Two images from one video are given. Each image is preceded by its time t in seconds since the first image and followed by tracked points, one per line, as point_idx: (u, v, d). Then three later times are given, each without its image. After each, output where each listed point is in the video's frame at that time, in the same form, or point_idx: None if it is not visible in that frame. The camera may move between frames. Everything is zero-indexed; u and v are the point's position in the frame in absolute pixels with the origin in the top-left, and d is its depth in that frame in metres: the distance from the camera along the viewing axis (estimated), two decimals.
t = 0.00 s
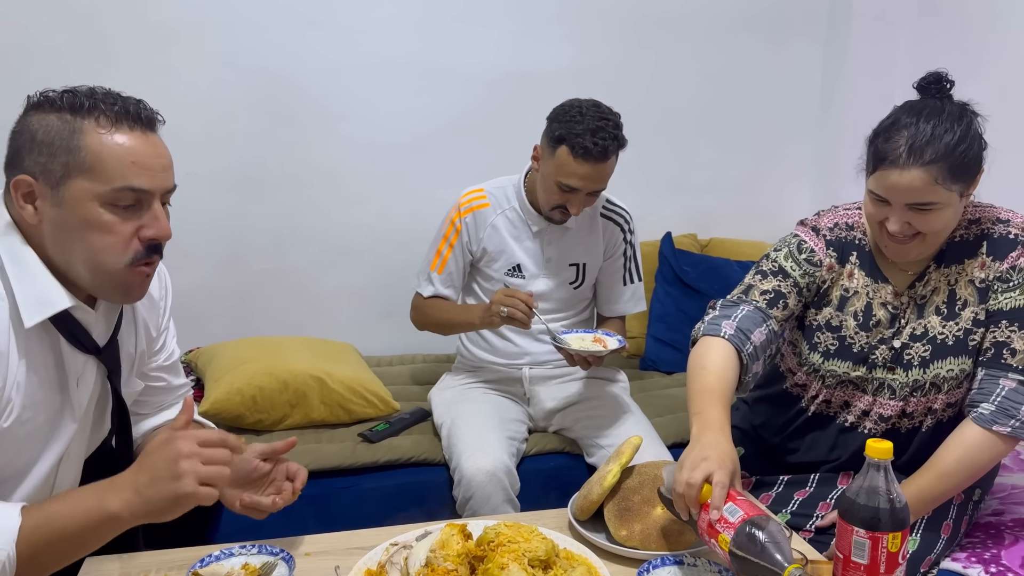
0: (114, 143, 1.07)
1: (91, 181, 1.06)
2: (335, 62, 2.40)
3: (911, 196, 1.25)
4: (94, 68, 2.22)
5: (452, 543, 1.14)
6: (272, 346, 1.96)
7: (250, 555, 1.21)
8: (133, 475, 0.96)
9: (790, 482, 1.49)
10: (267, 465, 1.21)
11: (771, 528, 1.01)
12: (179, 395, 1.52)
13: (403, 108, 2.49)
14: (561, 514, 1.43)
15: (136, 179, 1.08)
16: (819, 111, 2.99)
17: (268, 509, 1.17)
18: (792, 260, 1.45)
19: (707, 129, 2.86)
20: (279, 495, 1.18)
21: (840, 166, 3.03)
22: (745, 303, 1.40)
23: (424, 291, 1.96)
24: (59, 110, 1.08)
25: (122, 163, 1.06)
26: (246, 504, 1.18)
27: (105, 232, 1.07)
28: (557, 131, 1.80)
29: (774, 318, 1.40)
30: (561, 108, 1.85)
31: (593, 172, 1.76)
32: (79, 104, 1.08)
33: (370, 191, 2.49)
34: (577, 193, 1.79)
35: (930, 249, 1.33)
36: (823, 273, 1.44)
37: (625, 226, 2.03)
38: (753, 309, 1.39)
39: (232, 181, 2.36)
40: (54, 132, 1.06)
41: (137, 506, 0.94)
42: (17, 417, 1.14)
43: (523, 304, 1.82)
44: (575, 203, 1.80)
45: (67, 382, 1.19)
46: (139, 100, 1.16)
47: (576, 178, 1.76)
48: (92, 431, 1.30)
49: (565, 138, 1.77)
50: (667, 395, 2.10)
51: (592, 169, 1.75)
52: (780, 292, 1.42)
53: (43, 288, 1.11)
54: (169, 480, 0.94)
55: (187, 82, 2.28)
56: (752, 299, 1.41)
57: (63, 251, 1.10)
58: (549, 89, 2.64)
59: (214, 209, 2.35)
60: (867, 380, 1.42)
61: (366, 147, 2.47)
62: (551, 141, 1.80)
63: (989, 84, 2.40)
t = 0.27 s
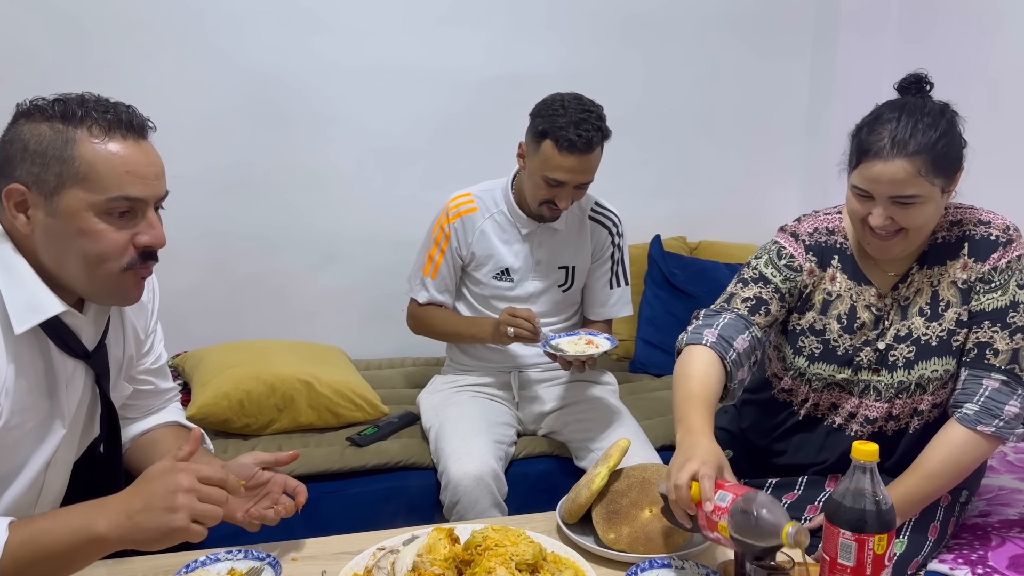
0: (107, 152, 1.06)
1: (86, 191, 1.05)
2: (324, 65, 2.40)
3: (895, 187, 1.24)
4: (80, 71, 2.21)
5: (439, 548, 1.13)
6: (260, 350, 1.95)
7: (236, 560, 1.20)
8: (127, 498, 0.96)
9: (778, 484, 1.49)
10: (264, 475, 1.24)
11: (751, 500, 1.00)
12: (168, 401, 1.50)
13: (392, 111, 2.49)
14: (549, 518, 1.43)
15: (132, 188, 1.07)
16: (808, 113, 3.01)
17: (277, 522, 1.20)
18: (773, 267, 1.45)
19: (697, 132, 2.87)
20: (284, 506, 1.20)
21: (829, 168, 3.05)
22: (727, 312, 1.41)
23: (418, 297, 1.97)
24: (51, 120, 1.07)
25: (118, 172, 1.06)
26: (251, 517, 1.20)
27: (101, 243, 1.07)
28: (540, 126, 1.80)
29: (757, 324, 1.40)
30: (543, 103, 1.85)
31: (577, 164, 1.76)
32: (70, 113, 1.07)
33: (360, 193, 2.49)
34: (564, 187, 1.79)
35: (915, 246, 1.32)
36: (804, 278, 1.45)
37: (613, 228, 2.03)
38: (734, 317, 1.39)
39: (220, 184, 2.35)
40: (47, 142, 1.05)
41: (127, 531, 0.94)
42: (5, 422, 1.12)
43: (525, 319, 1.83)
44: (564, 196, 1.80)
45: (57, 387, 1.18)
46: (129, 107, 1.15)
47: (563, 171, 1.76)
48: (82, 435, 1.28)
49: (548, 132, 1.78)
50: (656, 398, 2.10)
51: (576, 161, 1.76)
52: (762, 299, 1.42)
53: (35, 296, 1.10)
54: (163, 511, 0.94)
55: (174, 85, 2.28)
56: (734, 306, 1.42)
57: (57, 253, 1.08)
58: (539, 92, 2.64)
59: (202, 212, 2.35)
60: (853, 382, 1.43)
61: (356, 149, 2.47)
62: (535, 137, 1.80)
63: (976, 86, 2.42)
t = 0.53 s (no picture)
0: (91, 140, 1.05)
1: (70, 177, 1.05)
2: (315, 66, 2.40)
3: (871, 152, 1.30)
4: (69, 71, 2.20)
5: (431, 548, 1.13)
6: (250, 351, 1.94)
7: (226, 562, 1.19)
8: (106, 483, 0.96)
9: (768, 486, 1.49)
10: (260, 475, 1.26)
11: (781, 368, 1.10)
12: (157, 401, 1.50)
13: (383, 112, 2.49)
14: (541, 518, 1.43)
15: (116, 175, 1.06)
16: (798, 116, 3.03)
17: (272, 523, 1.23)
18: (750, 270, 1.50)
19: (687, 133, 2.88)
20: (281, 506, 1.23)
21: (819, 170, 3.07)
22: (710, 323, 1.48)
23: (411, 302, 1.97)
24: (37, 108, 1.07)
25: (102, 158, 1.05)
26: (246, 516, 1.22)
27: (86, 229, 1.06)
28: (526, 122, 1.80)
29: (740, 327, 1.46)
30: (530, 100, 1.85)
31: (565, 160, 1.77)
32: (55, 102, 1.07)
33: (351, 195, 2.49)
34: (553, 182, 1.80)
35: (892, 224, 1.34)
36: (781, 273, 1.48)
37: (604, 229, 2.04)
38: (718, 325, 1.46)
39: (211, 185, 2.34)
40: (32, 129, 1.05)
41: (108, 515, 0.94)
42: None
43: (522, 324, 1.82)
44: (553, 192, 1.80)
45: (45, 377, 1.19)
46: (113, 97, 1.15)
47: (551, 167, 1.77)
48: (70, 429, 1.29)
49: (534, 129, 1.78)
50: (648, 399, 2.11)
51: (564, 156, 1.76)
52: (741, 302, 1.48)
53: (32, 284, 1.09)
54: (144, 495, 0.95)
55: (164, 86, 2.27)
56: (717, 316, 1.49)
57: (44, 242, 1.08)
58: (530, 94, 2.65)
59: (192, 214, 2.34)
60: (837, 371, 1.43)
61: (347, 150, 2.47)
62: (522, 133, 1.81)
63: (964, 89, 2.45)
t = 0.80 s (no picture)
0: (107, 131, 1.07)
1: (96, 171, 1.06)
2: (311, 64, 2.39)
3: (856, 126, 1.52)
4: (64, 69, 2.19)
5: (428, 546, 1.13)
6: (246, 350, 1.94)
7: (223, 560, 1.20)
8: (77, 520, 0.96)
9: (765, 479, 1.64)
10: (259, 466, 1.28)
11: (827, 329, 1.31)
12: (152, 398, 1.48)
13: (380, 111, 2.49)
14: (539, 516, 1.43)
15: (138, 164, 1.10)
16: (794, 117, 3.04)
17: (273, 512, 1.24)
18: (737, 261, 1.76)
19: (684, 132, 2.89)
20: (282, 495, 1.24)
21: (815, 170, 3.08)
22: (703, 318, 1.79)
23: (403, 301, 1.96)
24: (46, 103, 1.06)
25: (126, 149, 1.08)
26: (247, 507, 1.25)
27: (109, 218, 1.08)
28: (520, 118, 1.80)
29: (726, 321, 1.76)
30: (523, 96, 1.85)
31: (561, 154, 1.77)
32: (62, 95, 1.06)
33: (347, 194, 2.49)
34: (549, 178, 1.80)
35: (875, 198, 1.54)
36: (761, 257, 1.71)
37: (599, 226, 2.05)
38: (708, 321, 1.77)
39: (207, 184, 2.34)
40: (48, 126, 1.04)
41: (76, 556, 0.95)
42: None
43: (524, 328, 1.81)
44: (550, 187, 1.80)
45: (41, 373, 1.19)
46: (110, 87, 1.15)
47: (547, 161, 1.77)
48: (65, 422, 1.29)
49: (529, 124, 1.78)
50: (644, 397, 2.11)
51: (559, 150, 1.76)
52: (723, 296, 1.77)
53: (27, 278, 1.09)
54: (104, 540, 0.93)
55: (160, 84, 2.27)
56: (708, 312, 1.79)
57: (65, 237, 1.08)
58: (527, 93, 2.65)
59: (188, 213, 2.34)
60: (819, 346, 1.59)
61: (343, 149, 2.46)
62: (516, 130, 1.80)
63: (960, 89, 2.46)
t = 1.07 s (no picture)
0: (106, 124, 1.08)
1: (98, 165, 1.06)
2: (310, 62, 2.40)
3: (846, 115, 1.62)
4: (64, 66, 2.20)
5: (426, 542, 1.13)
6: (245, 347, 1.94)
7: (222, 556, 1.21)
8: (88, 545, 1.00)
9: (765, 476, 1.63)
10: (260, 462, 1.28)
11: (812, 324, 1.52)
12: (150, 394, 1.50)
13: (379, 109, 2.49)
14: (537, 513, 1.44)
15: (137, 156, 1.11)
16: (793, 114, 3.04)
17: (275, 510, 1.21)
18: (735, 254, 1.88)
19: (683, 131, 2.89)
20: (282, 492, 1.20)
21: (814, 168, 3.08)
22: (704, 309, 1.92)
23: (404, 301, 1.96)
24: (42, 97, 1.05)
25: (126, 141, 1.10)
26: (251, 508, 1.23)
27: (115, 212, 1.09)
28: (516, 122, 1.79)
29: (722, 311, 1.89)
30: (518, 99, 1.85)
31: (557, 159, 1.76)
32: (58, 90, 1.06)
33: (347, 192, 2.49)
34: (546, 181, 1.80)
35: (866, 184, 1.62)
36: (754, 247, 1.83)
37: (596, 224, 2.05)
38: (709, 310, 1.90)
39: (207, 182, 2.34)
40: (49, 122, 1.04)
41: None
42: None
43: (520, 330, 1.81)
44: (547, 191, 1.81)
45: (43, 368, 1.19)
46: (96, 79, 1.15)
47: (543, 166, 1.77)
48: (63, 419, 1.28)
49: (525, 128, 1.77)
50: (643, 395, 2.11)
51: (556, 155, 1.76)
52: (721, 288, 1.91)
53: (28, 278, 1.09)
54: (113, 566, 0.96)
55: (159, 82, 2.27)
56: (710, 303, 1.93)
57: (71, 233, 1.08)
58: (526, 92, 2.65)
59: (187, 210, 2.34)
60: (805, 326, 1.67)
61: (342, 147, 2.47)
62: (513, 133, 1.80)
63: (959, 86, 2.46)
